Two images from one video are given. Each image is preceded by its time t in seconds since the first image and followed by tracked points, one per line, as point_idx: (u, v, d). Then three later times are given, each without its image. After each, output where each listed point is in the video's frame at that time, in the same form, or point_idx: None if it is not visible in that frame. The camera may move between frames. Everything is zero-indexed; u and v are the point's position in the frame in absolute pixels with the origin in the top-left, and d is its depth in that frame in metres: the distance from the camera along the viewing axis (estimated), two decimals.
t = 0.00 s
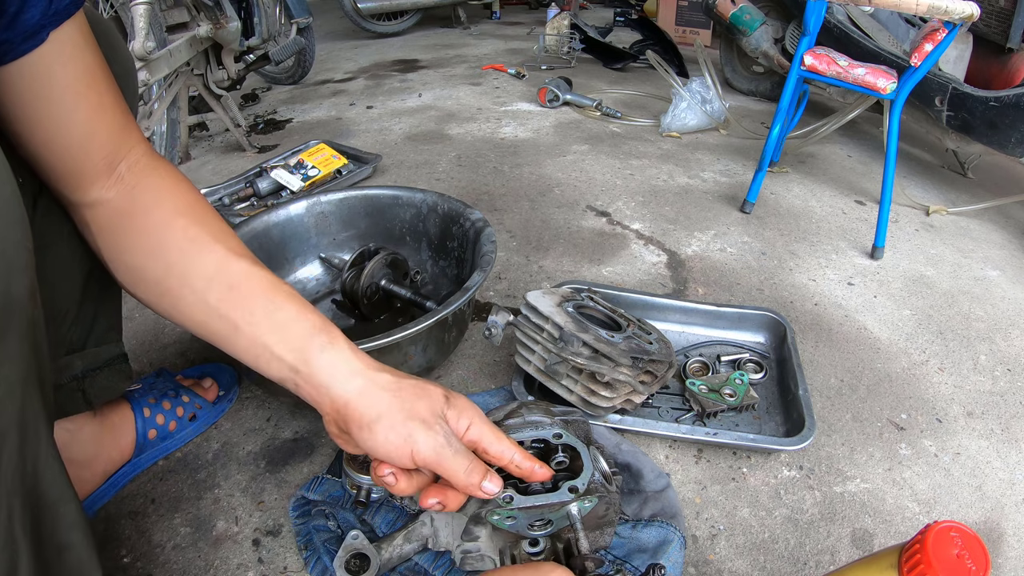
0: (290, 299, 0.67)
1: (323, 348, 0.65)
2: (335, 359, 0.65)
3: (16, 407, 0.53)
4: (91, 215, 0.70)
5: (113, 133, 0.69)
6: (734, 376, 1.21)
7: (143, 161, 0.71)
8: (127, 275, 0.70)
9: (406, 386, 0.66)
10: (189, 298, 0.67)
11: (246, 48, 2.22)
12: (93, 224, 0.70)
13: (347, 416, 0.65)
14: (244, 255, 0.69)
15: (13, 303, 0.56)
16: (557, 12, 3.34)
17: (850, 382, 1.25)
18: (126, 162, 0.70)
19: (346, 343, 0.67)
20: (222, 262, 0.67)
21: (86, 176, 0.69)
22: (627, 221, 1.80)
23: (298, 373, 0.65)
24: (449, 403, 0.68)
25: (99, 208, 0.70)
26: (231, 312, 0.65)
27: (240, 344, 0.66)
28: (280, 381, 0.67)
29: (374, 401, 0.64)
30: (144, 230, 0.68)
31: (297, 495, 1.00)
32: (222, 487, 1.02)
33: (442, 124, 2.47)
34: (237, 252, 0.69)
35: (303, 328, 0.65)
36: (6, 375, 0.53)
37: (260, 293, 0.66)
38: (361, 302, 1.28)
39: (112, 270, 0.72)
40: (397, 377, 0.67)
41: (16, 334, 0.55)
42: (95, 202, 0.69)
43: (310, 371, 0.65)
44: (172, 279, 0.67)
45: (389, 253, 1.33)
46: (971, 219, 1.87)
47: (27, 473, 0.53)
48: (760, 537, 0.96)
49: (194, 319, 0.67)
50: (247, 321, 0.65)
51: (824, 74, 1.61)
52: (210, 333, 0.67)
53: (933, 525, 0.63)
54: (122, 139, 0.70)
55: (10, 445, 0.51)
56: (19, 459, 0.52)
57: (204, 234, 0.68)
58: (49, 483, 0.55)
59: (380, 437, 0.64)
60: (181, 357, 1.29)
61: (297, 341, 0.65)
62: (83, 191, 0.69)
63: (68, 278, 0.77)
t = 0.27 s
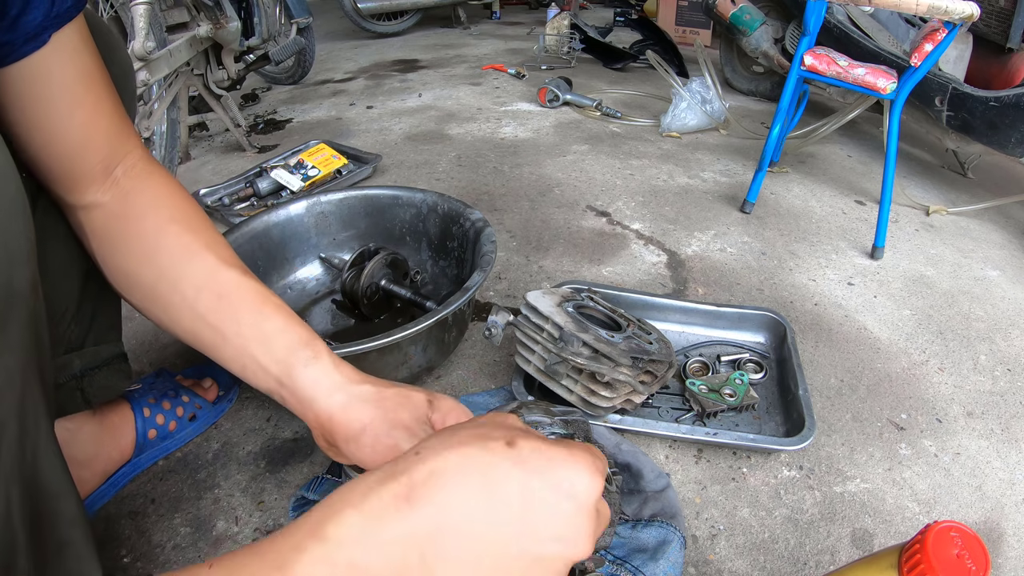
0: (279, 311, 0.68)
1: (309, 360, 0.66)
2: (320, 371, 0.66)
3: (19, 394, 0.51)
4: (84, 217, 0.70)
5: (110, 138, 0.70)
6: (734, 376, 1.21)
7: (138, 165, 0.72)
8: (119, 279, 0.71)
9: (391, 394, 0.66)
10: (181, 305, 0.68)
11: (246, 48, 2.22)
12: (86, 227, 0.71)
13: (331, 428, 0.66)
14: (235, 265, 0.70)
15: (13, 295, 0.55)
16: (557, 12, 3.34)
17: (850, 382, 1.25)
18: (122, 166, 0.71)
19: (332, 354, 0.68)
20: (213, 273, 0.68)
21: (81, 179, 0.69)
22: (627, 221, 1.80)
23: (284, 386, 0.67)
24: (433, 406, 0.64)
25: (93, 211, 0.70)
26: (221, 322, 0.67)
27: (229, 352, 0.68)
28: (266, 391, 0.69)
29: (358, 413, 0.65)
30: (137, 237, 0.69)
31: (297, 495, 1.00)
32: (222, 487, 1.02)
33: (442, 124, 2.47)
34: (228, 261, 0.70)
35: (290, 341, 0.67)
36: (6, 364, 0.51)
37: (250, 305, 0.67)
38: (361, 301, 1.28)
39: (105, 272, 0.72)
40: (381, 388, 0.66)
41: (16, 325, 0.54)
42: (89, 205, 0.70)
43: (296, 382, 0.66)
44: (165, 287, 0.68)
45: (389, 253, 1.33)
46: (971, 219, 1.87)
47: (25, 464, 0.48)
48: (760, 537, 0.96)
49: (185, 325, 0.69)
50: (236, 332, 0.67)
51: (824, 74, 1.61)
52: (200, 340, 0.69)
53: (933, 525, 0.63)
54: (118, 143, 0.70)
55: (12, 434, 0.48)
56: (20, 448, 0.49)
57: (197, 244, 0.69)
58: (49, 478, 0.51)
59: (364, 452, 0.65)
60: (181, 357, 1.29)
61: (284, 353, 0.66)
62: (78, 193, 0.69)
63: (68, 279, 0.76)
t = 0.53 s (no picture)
0: (281, 319, 0.69)
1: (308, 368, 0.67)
2: (317, 379, 0.67)
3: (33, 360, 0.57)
4: (88, 220, 0.69)
5: (113, 140, 0.69)
6: (734, 376, 1.21)
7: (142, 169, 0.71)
8: (121, 282, 0.71)
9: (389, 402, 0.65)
10: (182, 311, 0.68)
11: (246, 48, 2.22)
12: (89, 229, 0.70)
13: (329, 434, 0.65)
14: (237, 273, 0.70)
15: (36, 268, 0.59)
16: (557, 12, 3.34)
17: (850, 382, 1.25)
18: (126, 169, 0.70)
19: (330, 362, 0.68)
20: (216, 280, 0.68)
21: (83, 181, 0.67)
22: (627, 221, 1.80)
23: (282, 393, 0.67)
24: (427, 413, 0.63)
25: (96, 214, 0.69)
26: (222, 328, 0.67)
27: (228, 359, 0.68)
28: (263, 397, 0.69)
29: (356, 419, 0.65)
30: (141, 241, 0.69)
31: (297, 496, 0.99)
32: (222, 486, 1.02)
33: (442, 124, 2.47)
34: (230, 269, 0.70)
35: (288, 350, 0.67)
36: (24, 338, 0.56)
37: (250, 313, 0.68)
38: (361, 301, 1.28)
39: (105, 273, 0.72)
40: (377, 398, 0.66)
41: (37, 293, 0.58)
42: (91, 207, 0.69)
43: (294, 389, 0.66)
44: (167, 292, 0.68)
45: (389, 253, 1.33)
46: (971, 219, 1.87)
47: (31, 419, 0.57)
48: (760, 537, 0.96)
49: (184, 330, 0.69)
50: (236, 339, 0.67)
51: (824, 74, 1.61)
52: (199, 346, 0.69)
53: (933, 525, 0.63)
54: (122, 146, 0.69)
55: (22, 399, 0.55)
56: (29, 410, 0.56)
57: (200, 251, 0.69)
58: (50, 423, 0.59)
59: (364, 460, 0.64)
60: (181, 357, 1.29)
61: (282, 360, 0.67)
62: (79, 195, 0.68)
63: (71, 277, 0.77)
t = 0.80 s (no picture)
0: (285, 319, 0.69)
1: (309, 368, 0.66)
2: (317, 380, 0.66)
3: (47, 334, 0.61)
4: (101, 219, 0.71)
5: (128, 142, 0.71)
6: (734, 376, 1.21)
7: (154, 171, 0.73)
8: (130, 281, 0.72)
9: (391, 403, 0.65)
10: (188, 308, 0.69)
11: (246, 48, 2.22)
12: (103, 228, 0.72)
13: (327, 435, 0.64)
14: (242, 274, 0.71)
15: (54, 246, 0.62)
16: (557, 12, 3.34)
17: (850, 382, 1.25)
18: (140, 170, 0.72)
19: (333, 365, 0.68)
20: (221, 279, 0.69)
21: (97, 179, 0.69)
22: (627, 221, 1.80)
23: (283, 392, 0.66)
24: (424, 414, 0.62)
25: (108, 213, 0.71)
26: (226, 326, 0.67)
27: (231, 359, 0.68)
28: (265, 398, 0.69)
29: (352, 419, 0.64)
30: (150, 240, 0.70)
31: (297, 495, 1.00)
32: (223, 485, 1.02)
33: (442, 124, 2.47)
34: (236, 269, 0.71)
35: (290, 351, 0.67)
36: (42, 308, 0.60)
37: (253, 312, 0.68)
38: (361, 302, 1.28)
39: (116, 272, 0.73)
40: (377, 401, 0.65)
41: (55, 270, 0.62)
42: (104, 206, 0.71)
43: (294, 389, 0.66)
44: (174, 290, 0.69)
45: (389, 253, 1.33)
46: (972, 219, 1.87)
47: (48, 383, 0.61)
48: (760, 537, 0.96)
49: (189, 328, 0.69)
50: (239, 337, 0.67)
51: (824, 74, 1.61)
52: (203, 344, 0.69)
53: (933, 525, 0.63)
54: (136, 148, 0.72)
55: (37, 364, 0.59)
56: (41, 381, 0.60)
57: (208, 251, 0.70)
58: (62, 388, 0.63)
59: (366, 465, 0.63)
60: (181, 357, 1.29)
61: (284, 361, 0.66)
62: (92, 193, 0.70)
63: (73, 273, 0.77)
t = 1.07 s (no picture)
0: (290, 320, 0.69)
1: (311, 369, 0.66)
2: (319, 380, 0.66)
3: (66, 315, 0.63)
4: (108, 219, 0.72)
5: (138, 144, 0.72)
6: (734, 376, 1.21)
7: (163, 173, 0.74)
8: (137, 281, 0.73)
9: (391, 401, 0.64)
10: (194, 308, 0.69)
11: (246, 48, 2.22)
12: (110, 228, 0.73)
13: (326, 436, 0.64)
14: (248, 275, 0.71)
15: (77, 234, 0.64)
16: (557, 12, 3.34)
17: (850, 382, 1.25)
18: (150, 171, 0.73)
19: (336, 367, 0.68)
20: (227, 280, 0.70)
21: (106, 179, 0.70)
22: (627, 221, 1.80)
23: (285, 393, 0.66)
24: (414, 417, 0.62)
25: (116, 212, 0.72)
26: (231, 327, 0.68)
27: (235, 359, 0.68)
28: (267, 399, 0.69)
29: (352, 420, 0.64)
30: (157, 241, 0.71)
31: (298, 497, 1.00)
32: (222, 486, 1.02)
33: (442, 124, 2.47)
34: (242, 271, 0.71)
35: (292, 352, 0.67)
36: (63, 291, 0.62)
37: (258, 313, 0.68)
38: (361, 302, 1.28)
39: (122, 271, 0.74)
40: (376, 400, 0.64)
41: (76, 255, 0.64)
42: (112, 205, 0.71)
43: (296, 389, 0.66)
44: (180, 290, 0.70)
45: (389, 253, 1.33)
46: (971, 219, 1.87)
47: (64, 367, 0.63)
48: (760, 537, 0.96)
49: (194, 328, 0.70)
50: (243, 338, 0.67)
51: (824, 74, 1.61)
52: (207, 345, 0.69)
53: (933, 525, 0.63)
54: (146, 150, 0.73)
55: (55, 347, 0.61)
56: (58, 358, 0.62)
57: (214, 252, 0.71)
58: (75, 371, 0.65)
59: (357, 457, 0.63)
60: (181, 357, 1.29)
61: (287, 361, 0.66)
62: (101, 192, 0.70)
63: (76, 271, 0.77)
